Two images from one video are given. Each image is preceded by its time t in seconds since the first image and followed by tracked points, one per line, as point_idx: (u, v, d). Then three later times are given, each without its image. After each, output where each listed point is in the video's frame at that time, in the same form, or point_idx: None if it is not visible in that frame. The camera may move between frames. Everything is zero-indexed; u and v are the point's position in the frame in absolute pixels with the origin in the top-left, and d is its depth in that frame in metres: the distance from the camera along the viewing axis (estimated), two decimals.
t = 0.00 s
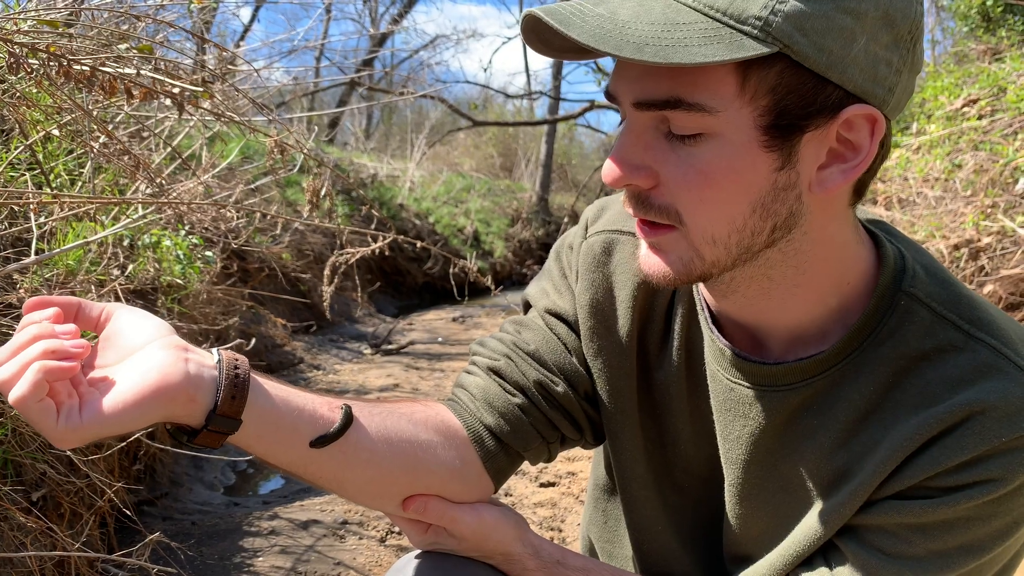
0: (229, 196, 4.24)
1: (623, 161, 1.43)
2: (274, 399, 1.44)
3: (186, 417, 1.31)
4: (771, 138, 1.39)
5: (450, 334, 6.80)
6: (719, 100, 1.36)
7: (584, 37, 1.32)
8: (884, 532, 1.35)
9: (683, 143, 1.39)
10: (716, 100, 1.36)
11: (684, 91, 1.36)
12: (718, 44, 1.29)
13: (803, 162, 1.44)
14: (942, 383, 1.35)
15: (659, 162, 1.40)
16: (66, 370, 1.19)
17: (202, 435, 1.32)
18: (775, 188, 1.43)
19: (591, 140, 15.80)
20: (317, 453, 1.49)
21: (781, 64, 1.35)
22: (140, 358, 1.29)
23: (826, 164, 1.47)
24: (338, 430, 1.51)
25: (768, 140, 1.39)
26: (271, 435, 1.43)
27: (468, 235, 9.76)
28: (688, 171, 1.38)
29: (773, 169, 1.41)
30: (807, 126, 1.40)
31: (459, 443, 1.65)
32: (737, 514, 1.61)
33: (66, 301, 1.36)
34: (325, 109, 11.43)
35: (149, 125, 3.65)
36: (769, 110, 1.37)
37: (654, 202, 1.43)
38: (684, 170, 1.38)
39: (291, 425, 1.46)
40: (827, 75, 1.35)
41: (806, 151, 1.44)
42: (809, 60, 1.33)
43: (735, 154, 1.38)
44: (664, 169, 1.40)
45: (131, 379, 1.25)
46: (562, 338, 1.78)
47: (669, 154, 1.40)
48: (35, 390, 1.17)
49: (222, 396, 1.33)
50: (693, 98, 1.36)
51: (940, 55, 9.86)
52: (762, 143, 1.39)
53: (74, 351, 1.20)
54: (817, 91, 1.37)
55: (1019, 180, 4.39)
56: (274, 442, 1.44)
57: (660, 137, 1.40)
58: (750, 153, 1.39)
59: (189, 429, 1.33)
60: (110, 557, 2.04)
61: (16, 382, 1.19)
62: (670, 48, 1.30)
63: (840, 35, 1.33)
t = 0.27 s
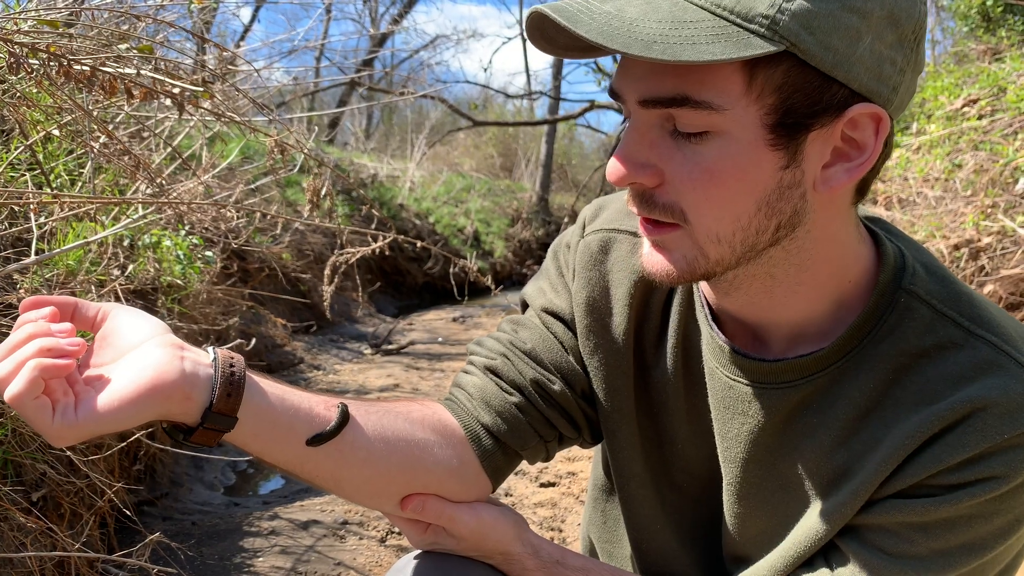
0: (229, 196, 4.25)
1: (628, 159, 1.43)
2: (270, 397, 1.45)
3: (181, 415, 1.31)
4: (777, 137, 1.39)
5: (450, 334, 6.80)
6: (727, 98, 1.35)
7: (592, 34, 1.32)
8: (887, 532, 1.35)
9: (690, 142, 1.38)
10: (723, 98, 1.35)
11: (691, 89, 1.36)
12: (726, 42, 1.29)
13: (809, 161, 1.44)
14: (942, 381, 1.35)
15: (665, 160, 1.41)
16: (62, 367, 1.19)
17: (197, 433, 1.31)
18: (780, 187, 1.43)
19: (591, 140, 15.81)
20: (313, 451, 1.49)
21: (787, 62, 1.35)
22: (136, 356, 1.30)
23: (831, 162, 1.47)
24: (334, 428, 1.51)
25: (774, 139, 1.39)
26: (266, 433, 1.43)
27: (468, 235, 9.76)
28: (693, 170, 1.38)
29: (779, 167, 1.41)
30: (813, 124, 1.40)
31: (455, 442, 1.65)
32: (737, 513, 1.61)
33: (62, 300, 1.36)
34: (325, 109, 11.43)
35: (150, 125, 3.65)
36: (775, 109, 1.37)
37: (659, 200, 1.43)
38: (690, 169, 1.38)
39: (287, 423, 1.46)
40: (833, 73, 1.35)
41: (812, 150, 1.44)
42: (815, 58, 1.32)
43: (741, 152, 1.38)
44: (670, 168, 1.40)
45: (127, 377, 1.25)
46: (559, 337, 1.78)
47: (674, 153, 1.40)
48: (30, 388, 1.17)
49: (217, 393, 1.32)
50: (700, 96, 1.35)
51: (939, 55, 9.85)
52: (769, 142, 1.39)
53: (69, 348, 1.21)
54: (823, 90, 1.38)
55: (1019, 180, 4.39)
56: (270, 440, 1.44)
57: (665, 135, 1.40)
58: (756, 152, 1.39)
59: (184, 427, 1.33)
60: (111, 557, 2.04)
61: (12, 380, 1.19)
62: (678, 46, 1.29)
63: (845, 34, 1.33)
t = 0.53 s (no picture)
0: (229, 196, 4.25)
1: (633, 156, 1.42)
2: (270, 397, 1.44)
3: (181, 414, 1.31)
4: (785, 133, 1.39)
5: (451, 333, 6.80)
6: (736, 94, 1.35)
7: (602, 28, 1.31)
8: (890, 531, 1.35)
9: (697, 138, 1.38)
10: (732, 94, 1.35)
11: (700, 84, 1.35)
12: (736, 37, 1.28)
13: (815, 157, 1.44)
14: (945, 379, 1.35)
15: (672, 157, 1.40)
16: (60, 365, 1.19)
17: (196, 432, 1.31)
18: (787, 183, 1.42)
19: (592, 140, 15.81)
20: (312, 450, 1.49)
21: (796, 59, 1.34)
22: (134, 354, 1.29)
23: (837, 158, 1.47)
24: (334, 428, 1.50)
25: (782, 135, 1.39)
26: (266, 432, 1.43)
27: (469, 235, 9.76)
28: (701, 166, 1.38)
29: (787, 164, 1.41)
30: (820, 120, 1.40)
31: (455, 442, 1.65)
32: (738, 513, 1.61)
33: (60, 299, 1.36)
34: (325, 109, 11.44)
35: (150, 124, 3.65)
36: (783, 105, 1.37)
37: (665, 198, 1.42)
38: (697, 165, 1.38)
39: (287, 422, 1.46)
40: (842, 69, 1.35)
41: (819, 146, 1.43)
42: (824, 54, 1.32)
43: (749, 149, 1.38)
44: (676, 165, 1.40)
45: (126, 375, 1.25)
46: (558, 337, 1.77)
47: (680, 150, 1.39)
48: (28, 386, 1.17)
49: (217, 393, 1.32)
50: (710, 92, 1.35)
51: (940, 54, 9.84)
52: (776, 138, 1.39)
53: (68, 346, 1.21)
54: (830, 86, 1.37)
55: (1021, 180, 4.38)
56: (269, 439, 1.44)
57: (672, 132, 1.40)
58: (764, 148, 1.38)
59: (183, 426, 1.33)
60: (111, 556, 2.04)
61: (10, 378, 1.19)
62: (689, 41, 1.29)
63: (853, 30, 1.33)
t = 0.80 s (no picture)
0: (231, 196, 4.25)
1: (639, 157, 1.42)
2: (275, 402, 1.44)
3: (186, 419, 1.31)
4: (794, 130, 1.39)
5: (452, 333, 6.80)
6: (746, 91, 1.35)
7: (614, 26, 1.30)
8: (897, 527, 1.35)
9: (705, 137, 1.38)
10: (742, 92, 1.35)
11: (710, 83, 1.35)
12: (746, 34, 1.29)
13: (822, 154, 1.44)
14: (950, 375, 1.36)
15: (679, 157, 1.40)
16: (64, 370, 1.19)
17: (202, 438, 1.31)
18: (795, 181, 1.43)
19: (593, 140, 15.81)
20: (318, 455, 1.49)
21: (803, 56, 1.35)
22: (138, 359, 1.30)
23: (843, 155, 1.47)
24: (340, 433, 1.50)
25: (791, 131, 1.39)
26: (272, 438, 1.43)
27: (470, 235, 9.76)
28: (710, 165, 1.38)
29: (796, 161, 1.41)
30: (828, 117, 1.40)
31: (460, 447, 1.65)
32: (743, 512, 1.61)
33: (62, 303, 1.35)
34: (326, 109, 11.44)
35: (152, 125, 3.65)
36: (792, 102, 1.37)
37: (672, 199, 1.42)
38: (706, 164, 1.38)
39: (293, 428, 1.45)
40: (848, 65, 1.35)
41: (825, 143, 1.44)
42: (831, 50, 1.33)
43: (759, 146, 1.37)
44: (683, 165, 1.40)
45: (130, 380, 1.25)
46: (562, 340, 1.78)
47: (688, 149, 1.39)
48: (32, 392, 1.17)
49: (223, 397, 1.32)
50: (720, 90, 1.35)
51: (942, 54, 9.83)
52: (785, 135, 1.39)
53: (71, 351, 1.21)
54: (836, 82, 1.38)
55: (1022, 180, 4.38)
56: (275, 445, 1.43)
57: (679, 132, 1.40)
58: (772, 146, 1.38)
59: (188, 433, 1.33)
60: (114, 556, 2.04)
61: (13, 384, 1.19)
62: (700, 39, 1.29)
63: (858, 26, 1.34)
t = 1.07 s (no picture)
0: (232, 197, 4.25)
1: (635, 161, 1.42)
2: (280, 403, 1.44)
3: (191, 421, 1.31)
4: (789, 133, 1.39)
5: (453, 334, 6.81)
6: (740, 96, 1.35)
7: (607, 33, 1.31)
8: (899, 526, 1.35)
9: (701, 141, 1.38)
10: (736, 96, 1.35)
11: (704, 88, 1.35)
12: (739, 39, 1.29)
13: (818, 158, 1.44)
14: (951, 374, 1.36)
15: (675, 161, 1.40)
16: (69, 373, 1.19)
17: (207, 439, 1.31)
18: (791, 184, 1.43)
19: (593, 140, 15.82)
20: (322, 457, 1.49)
21: (797, 60, 1.35)
22: (142, 361, 1.30)
23: (838, 158, 1.47)
24: (344, 435, 1.51)
25: (786, 135, 1.39)
26: (277, 439, 1.43)
27: (471, 235, 9.77)
28: (705, 169, 1.38)
29: (791, 164, 1.41)
30: (823, 120, 1.40)
31: (463, 448, 1.65)
32: (745, 512, 1.61)
33: (64, 306, 1.35)
34: (327, 109, 11.45)
35: (153, 126, 3.65)
36: (787, 106, 1.37)
37: (668, 202, 1.42)
38: (701, 168, 1.38)
39: (298, 430, 1.46)
40: (842, 69, 1.35)
41: (821, 146, 1.44)
42: (825, 54, 1.33)
43: (753, 150, 1.38)
44: (680, 168, 1.40)
45: (135, 382, 1.25)
46: (565, 341, 1.78)
47: (684, 153, 1.39)
48: (37, 394, 1.16)
49: (228, 399, 1.33)
50: (714, 95, 1.35)
51: (942, 54, 9.84)
52: (779, 139, 1.39)
53: (75, 354, 1.21)
54: (832, 86, 1.38)
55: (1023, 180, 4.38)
56: (280, 447, 1.43)
57: (675, 136, 1.40)
58: (767, 149, 1.39)
59: (192, 435, 1.33)
60: (116, 557, 2.04)
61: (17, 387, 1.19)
62: (694, 45, 1.29)
63: (853, 30, 1.34)
